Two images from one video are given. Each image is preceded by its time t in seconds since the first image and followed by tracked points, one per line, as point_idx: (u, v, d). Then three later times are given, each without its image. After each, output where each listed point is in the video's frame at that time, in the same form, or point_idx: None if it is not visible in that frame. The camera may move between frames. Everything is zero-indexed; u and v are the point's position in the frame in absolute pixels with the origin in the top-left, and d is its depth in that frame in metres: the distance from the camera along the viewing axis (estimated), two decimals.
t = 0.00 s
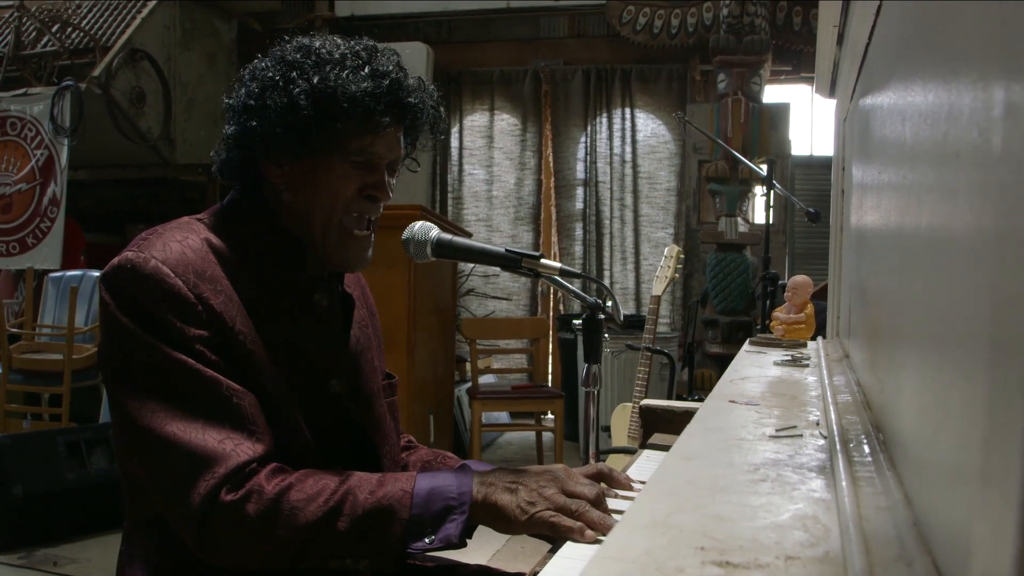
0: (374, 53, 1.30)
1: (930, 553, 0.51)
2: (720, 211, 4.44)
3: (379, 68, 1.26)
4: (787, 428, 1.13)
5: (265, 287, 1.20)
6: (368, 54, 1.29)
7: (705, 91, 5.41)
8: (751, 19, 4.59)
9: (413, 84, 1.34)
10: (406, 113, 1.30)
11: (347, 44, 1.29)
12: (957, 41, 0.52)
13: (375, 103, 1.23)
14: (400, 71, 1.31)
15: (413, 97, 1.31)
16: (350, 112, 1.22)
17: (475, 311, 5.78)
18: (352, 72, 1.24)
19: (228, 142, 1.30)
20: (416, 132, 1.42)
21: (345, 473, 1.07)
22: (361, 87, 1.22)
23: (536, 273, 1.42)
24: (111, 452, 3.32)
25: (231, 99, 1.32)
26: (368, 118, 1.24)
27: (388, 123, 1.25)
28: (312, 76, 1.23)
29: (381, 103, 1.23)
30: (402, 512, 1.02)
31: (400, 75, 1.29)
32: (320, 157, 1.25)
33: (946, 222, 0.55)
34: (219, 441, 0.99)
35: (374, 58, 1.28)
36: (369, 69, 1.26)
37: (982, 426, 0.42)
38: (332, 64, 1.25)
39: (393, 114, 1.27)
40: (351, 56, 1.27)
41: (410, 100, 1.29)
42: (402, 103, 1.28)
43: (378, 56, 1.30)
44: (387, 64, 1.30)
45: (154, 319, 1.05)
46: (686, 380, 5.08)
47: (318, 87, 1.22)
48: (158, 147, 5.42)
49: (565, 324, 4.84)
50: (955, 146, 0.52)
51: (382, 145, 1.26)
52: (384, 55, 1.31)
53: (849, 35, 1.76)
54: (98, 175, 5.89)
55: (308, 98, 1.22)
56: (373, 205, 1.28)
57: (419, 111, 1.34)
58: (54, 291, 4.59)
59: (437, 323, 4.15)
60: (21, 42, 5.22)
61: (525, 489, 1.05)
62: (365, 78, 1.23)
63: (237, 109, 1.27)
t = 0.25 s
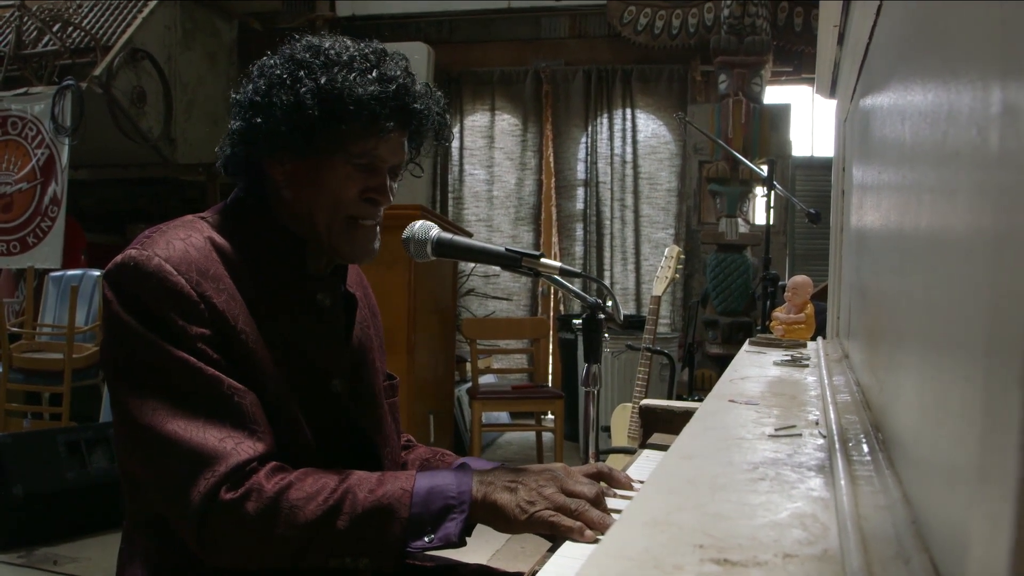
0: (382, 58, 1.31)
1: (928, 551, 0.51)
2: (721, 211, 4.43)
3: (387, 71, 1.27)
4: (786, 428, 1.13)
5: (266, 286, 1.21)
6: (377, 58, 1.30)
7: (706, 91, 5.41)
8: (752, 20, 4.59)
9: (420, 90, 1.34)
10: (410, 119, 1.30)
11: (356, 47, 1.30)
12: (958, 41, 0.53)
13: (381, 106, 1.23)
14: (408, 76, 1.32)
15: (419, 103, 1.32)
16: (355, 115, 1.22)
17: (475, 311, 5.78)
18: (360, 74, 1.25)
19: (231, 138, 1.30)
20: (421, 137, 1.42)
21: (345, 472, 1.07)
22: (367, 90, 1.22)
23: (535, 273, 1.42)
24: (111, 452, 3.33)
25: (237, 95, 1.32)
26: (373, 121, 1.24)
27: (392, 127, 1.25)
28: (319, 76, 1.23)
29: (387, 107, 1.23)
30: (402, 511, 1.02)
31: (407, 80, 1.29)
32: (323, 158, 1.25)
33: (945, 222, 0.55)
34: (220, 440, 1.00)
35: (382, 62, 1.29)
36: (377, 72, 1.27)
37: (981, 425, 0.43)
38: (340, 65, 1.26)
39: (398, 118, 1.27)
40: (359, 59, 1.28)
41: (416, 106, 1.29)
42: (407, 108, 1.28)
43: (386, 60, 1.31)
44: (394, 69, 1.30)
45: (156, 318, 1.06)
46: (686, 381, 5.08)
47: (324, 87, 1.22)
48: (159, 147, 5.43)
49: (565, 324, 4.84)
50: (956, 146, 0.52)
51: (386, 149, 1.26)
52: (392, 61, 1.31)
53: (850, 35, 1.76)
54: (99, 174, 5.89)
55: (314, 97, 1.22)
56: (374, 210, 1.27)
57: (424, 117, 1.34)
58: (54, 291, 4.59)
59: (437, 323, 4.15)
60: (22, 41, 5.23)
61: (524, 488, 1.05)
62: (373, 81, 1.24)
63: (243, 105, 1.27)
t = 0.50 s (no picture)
0: (396, 60, 1.30)
1: (927, 551, 0.51)
2: (721, 211, 4.43)
3: (405, 75, 1.26)
4: (785, 427, 1.13)
5: (269, 287, 1.21)
6: (392, 60, 1.29)
7: (705, 91, 5.42)
8: (751, 19, 4.59)
9: (434, 92, 1.34)
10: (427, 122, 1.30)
11: (371, 49, 1.29)
12: (956, 40, 0.52)
13: (403, 112, 1.23)
14: (423, 79, 1.31)
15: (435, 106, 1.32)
16: (378, 120, 1.23)
17: (475, 311, 5.78)
18: (380, 78, 1.24)
19: (242, 140, 1.28)
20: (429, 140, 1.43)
21: (344, 473, 1.07)
22: (390, 96, 1.22)
23: (535, 272, 1.42)
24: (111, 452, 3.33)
25: (245, 96, 1.29)
26: (394, 126, 1.24)
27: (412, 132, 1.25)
28: (339, 81, 1.22)
29: (409, 112, 1.24)
30: (402, 512, 1.02)
31: (424, 84, 1.29)
32: (341, 162, 1.25)
33: (944, 222, 0.55)
34: (221, 442, 1.00)
35: (398, 65, 1.28)
36: (394, 76, 1.26)
37: (979, 425, 0.42)
38: (358, 68, 1.25)
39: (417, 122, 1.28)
40: (375, 62, 1.26)
41: (433, 110, 1.29)
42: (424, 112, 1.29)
43: (401, 63, 1.30)
44: (410, 72, 1.30)
45: (158, 319, 1.05)
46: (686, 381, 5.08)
47: (346, 93, 1.21)
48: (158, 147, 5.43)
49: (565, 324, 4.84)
50: (954, 147, 0.52)
51: (403, 153, 1.27)
52: (406, 63, 1.30)
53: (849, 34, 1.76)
54: (98, 175, 5.89)
55: (336, 103, 1.21)
56: (389, 212, 1.28)
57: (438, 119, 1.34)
58: (54, 291, 4.59)
59: (437, 323, 4.15)
60: (21, 42, 5.22)
61: (524, 488, 1.05)
62: (394, 86, 1.23)
63: (255, 108, 1.25)
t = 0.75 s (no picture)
0: (407, 63, 1.30)
1: (927, 552, 0.51)
2: (721, 211, 4.43)
3: (418, 78, 1.26)
4: (786, 428, 1.13)
5: (273, 288, 1.21)
6: (403, 62, 1.29)
7: (705, 91, 5.41)
8: (751, 20, 4.59)
9: (443, 94, 1.34)
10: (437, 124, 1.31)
11: (382, 51, 1.28)
12: (956, 40, 0.52)
13: (417, 115, 1.24)
14: (434, 82, 1.32)
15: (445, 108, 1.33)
16: (393, 123, 1.23)
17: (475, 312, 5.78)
18: (393, 82, 1.24)
19: (251, 143, 1.28)
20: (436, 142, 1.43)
21: (345, 473, 1.07)
22: (404, 99, 1.23)
23: (534, 273, 1.43)
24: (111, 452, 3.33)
25: (254, 98, 1.28)
26: (408, 129, 1.25)
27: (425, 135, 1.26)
28: (353, 84, 1.22)
29: (423, 115, 1.24)
30: (403, 513, 1.02)
31: (436, 87, 1.29)
32: (354, 165, 1.25)
33: (944, 222, 0.55)
34: (225, 443, 1.00)
35: (409, 67, 1.28)
36: (407, 79, 1.26)
37: (979, 426, 0.43)
38: (370, 71, 1.24)
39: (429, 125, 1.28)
40: (386, 64, 1.26)
41: (446, 113, 1.30)
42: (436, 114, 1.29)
43: (411, 65, 1.30)
44: (421, 74, 1.30)
45: (163, 319, 1.05)
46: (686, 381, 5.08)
47: (361, 96, 1.21)
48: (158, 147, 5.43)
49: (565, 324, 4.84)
50: (954, 148, 0.52)
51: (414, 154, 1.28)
52: (417, 65, 1.30)
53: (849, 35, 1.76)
54: (98, 175, 5.89)
55: (351, 106, 1.21)
56: (399, 214, 1.29)
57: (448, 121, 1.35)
58: (54, 292, 4.58)
59: (437, 323, 4.15)
60: (21, 42, 5.22)
61: (525, 488, 1.04)
62: (409, 90, 1.24)
63: (266, 111, 1.25)
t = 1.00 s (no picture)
0: (409, 62, 1.30)
1: (928, 552, 0.51)
2: (721, 211, 4.43)
3: (419, 76, 1.26)
4: (786, 427, 1.13)
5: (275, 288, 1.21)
6: (404, 61, 1.29)
7: (705, 91, 5.42)
8: (751, 20, 4.59)
9: (445, 92, 1.34)
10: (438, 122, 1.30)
11: (384, 50, 1.29)
12: (956, 38, 0.52)
13: (418, 113, 1.23)
14: (435, 80, 1.31)
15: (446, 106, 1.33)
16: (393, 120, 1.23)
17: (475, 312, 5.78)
18: (394, 79, 1.24)
19: (254, 142, 1.28)
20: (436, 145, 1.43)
21: (347, 471, 1.07)
22: (405, 96, 1.22)
23: (535, 273, 1.43)
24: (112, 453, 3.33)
25: (257, 97, 1.29)
26: (409, 127, 1.25)
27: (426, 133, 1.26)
28: (353, 82, 1.22)
29: (423, 113, 1.24)
30: (406, 509, 1.02)
31: (437, 85, 1.29)
32: (354, 163, 1.25)
33: (944, 221, 0.55)
34: (228, 443, 1.00)
35: (411, 66, 1.28)
36: (408, 77, 1.25)
37: (979, 426, 0.42)
38: (371, 70, 1.24)
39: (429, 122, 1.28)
40: (387, 63, 1.26)
41: (447, 112, 1.29)
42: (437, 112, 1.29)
43: (413, 63, 1.30)
44: (422, 72, 1.29)
45: (167, 320, 1.06)
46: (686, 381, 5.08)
47: (361, 94, 1.21)
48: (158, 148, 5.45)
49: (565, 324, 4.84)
50: (954, 147, 0.52)
51: (415, 153, 1.27)
52: (419, 63, 1.30)
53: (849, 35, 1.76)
54: (98, 176, 5.89)
55: (351, 104, 1.21)
56: (401, 213, 1.29)
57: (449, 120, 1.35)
58: (54, 293, 4.58)
59: (438, 323, 4.15)
60: (21, 43, 5.22)
61: (528, 484, 1.04)
62: (409, 87, 1.23)
63: (268, 109, 1.25)
